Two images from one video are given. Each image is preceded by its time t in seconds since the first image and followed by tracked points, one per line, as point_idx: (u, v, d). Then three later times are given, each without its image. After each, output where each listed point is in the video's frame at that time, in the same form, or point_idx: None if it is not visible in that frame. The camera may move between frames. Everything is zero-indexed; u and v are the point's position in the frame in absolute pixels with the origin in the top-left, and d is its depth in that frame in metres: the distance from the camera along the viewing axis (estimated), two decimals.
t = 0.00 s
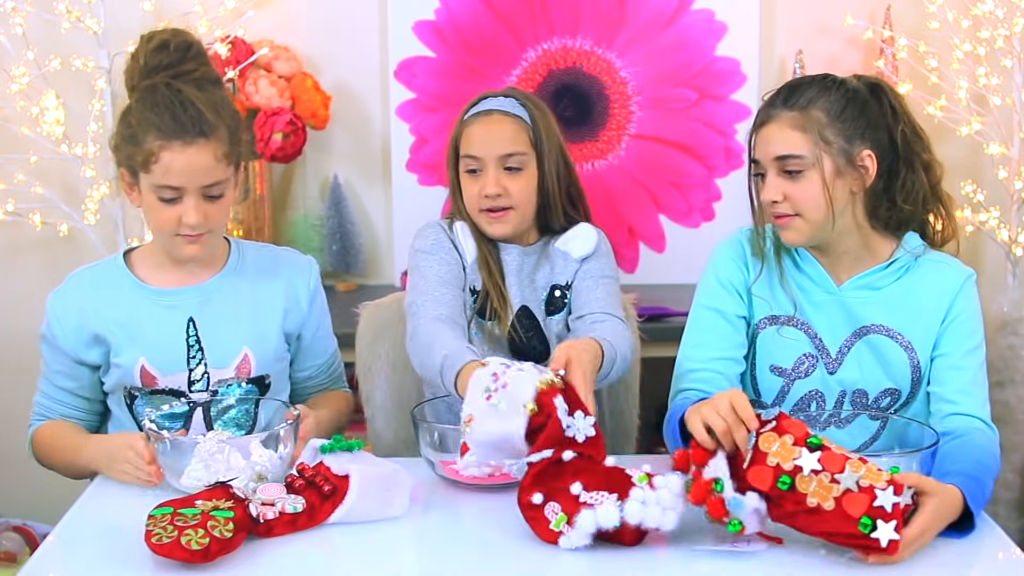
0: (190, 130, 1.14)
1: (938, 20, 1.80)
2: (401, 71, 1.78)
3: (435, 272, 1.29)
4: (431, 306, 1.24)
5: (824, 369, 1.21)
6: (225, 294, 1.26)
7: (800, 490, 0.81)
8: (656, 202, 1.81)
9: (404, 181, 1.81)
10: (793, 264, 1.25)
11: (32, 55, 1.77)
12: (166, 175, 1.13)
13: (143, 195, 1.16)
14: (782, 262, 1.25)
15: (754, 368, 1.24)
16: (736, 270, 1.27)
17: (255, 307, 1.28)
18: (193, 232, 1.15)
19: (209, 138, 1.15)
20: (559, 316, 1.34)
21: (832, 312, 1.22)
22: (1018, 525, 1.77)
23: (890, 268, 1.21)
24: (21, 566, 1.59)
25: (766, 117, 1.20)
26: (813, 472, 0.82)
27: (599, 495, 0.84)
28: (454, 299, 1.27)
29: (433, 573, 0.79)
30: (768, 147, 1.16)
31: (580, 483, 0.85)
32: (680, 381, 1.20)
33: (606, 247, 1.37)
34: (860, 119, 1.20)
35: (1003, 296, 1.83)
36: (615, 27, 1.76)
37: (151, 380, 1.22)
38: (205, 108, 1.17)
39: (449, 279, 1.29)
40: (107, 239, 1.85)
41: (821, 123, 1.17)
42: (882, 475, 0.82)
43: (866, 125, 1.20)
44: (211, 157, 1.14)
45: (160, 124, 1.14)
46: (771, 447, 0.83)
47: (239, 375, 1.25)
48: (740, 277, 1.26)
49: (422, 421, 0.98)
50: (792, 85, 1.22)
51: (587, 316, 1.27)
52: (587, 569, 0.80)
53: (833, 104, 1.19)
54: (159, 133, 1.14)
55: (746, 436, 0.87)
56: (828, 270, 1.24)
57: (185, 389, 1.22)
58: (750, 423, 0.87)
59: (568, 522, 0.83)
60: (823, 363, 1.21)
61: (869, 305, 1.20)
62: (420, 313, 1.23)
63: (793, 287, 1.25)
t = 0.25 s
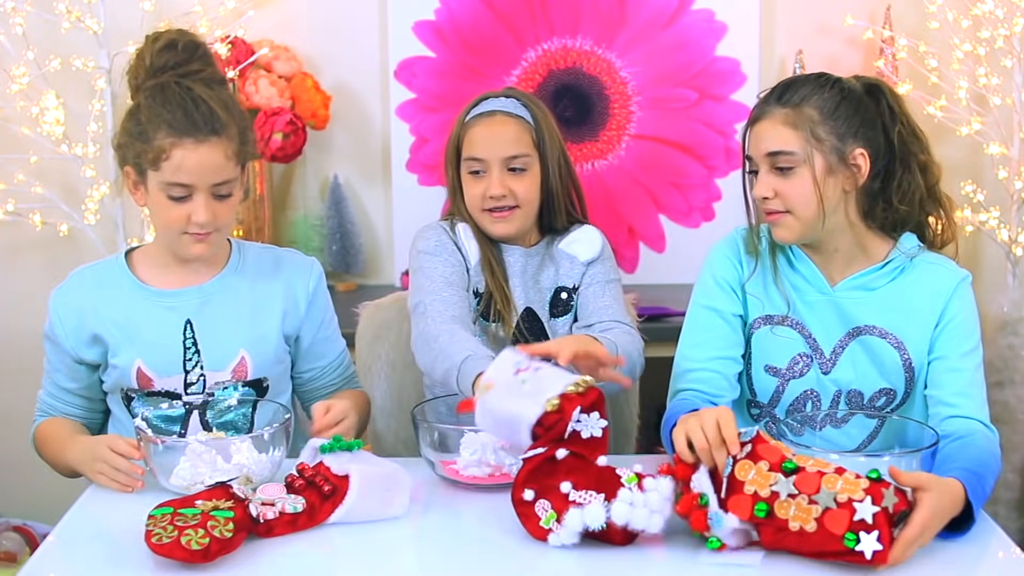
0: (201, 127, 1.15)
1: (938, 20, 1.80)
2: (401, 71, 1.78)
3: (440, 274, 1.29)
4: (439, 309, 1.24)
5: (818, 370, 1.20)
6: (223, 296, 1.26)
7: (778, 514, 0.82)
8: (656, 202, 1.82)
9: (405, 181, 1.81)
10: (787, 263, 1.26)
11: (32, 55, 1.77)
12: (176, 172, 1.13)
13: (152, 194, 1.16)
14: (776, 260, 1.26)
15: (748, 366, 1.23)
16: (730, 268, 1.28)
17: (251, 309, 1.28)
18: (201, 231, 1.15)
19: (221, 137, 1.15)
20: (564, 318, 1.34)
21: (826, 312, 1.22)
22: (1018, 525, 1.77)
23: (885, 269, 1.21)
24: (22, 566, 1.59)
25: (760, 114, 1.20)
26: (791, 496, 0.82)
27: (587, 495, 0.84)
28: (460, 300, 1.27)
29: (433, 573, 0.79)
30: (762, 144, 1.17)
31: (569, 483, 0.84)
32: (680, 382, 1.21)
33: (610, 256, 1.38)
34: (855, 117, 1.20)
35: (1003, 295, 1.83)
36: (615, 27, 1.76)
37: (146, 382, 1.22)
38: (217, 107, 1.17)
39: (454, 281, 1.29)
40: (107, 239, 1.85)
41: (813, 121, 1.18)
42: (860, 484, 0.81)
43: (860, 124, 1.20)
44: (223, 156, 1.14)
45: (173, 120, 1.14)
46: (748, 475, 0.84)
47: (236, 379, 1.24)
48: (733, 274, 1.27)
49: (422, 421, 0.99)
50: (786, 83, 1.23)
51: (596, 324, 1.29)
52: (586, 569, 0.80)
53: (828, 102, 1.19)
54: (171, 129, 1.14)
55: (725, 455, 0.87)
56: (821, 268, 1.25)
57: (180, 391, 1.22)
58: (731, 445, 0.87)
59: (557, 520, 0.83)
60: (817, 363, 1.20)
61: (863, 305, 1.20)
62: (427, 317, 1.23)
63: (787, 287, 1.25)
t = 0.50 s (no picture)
0: (201, 125, 1.15)
1: (938, 21, 1.80)
2: (401, 71, 1.78)
3: (440, 274, 1.29)
4: (438, 308, 1.24)
5: (812, 367, 1.21)
6: (224, 296, 1.26)
7: (767, 520, 0.82)
8: (656, 202, 1.82)
9: (405, 181, 1.81)
10: (785, 261, 1.26)
11: (32, 55, 1.77)
12: (176, 169, 1.13)
13: (151, 190, 1.16)
14: (773, 258, 1.27)
15: (743, 363, 1.24)
16: (727, 265, 1.29)
17: (254, 310, 1.28)
18: (199, 228, 1.15)
19: (220, 135, 1.15)
20: (565, 320, 1.34)
21: (822, 310, 1.22)
22: (1018, 525, 1.77)
23: (881, 267, 1.21)
24: (22, 566, 1.58)
25: (758, 115, 1.20)
26: (778, 502, 0.82)
27: (592, 488, 0.83)
28: (459, 301, 1.27)
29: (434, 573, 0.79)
30: (760, 145, 1.17)
31: (574, 475, 0.85)
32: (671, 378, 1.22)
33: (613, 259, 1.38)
34: (852, 117, 1.20)
35: (1003, 295, 1.83)
36: (615, 27, 1.76)
37: (146, 383, 1.22)
38: (217, 105, 1.17)
39: (454, 281, 1.29)
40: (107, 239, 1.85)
41: (811, 121, 1.18)
42: (849, 495, 0.79)
43: (858, 125, 1.21)
44: (222, 154, 1.14)
45: (173, 118, 1.15)
46: (739, 479, 0.84)
47: (234, 379, 1.24)
48: (730, 272, 1.28)
49: (421, 421, 0.99)
50: (784, 83, 1.23)
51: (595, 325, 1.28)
52: (587, 569, 0.80)
53: (824, 102, 1.19)
54: (172, 126, 1.14)
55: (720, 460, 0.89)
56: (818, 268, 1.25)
57: (180, 392, 1.22)
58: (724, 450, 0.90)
59: (558, 511, 0.83)
60: (811, 360, 1.21)
61: (860, 303, 1.20)
62: (426, 316, 1.23)
63: (783, 283, 1.25)
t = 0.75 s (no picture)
0: (191, 123, 1.14)
1: (938, 21, 1.80)
2: (401, 71, 1.79)
3: (434, 273, 1.28)
4: (429, 308, 1.23)
5: (809, 361, 1.23)
6: (223, 292, 1.26)
7: (766, 528, 0.82)
8: (656, 202, 1.82)
9: (405, 181, 1.81)
10: (781, 256, 1.29)
11: (32, 55, 1.77)
12: (167, 167, 1.13)
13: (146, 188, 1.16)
14: (769, 256, 1.29)
15: (740, 363, 1.27)
16: (718, 268, 1.31)
17: (255, 308, 1.27)
18: (192, 225, 1.15)
19: (211, 133, 1.15)
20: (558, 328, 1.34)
21: (819, 303, 1.25)
22: (1018, 525, 1.77)
23: (877, 259, 1.23)
24: (21, 566, 1.58)
25: (758, 114, 1.21)
26: (773, 509, 0.81)
27: (591, 487, 0.83)
28: (451, 301, 1.27)
29: (434, 573, 0.79)
30: (762, 144, 1.17)
31: (577, 473, 0.84)
32: (671, 378, 1.26)
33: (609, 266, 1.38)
34: (849, 114, 1.21)
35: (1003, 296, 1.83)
36: (614, 27, 1.76)
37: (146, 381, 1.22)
38: (209, 102, 1.16)
39: (447, 281, 1.29)
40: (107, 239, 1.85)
41: (812, 118, 1.18)
42: (842, 502, 0.79)
43: (858, 121, 1.21)
44: (212, 151, 1.14)
45: (164, 116, 1.14)
46: (735, 485, 0.84)
47: (233, 377, 1.25)
48: (721, 275, 1.31)
49: (422, 421, 0.98)
50: (783, 80, 1.23)
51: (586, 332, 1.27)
52: (586, 568, 0.80)
53: (824, 100, 1.20)
54: (161, 125, 1.14)
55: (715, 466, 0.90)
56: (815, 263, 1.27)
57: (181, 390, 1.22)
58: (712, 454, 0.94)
59: (561, 508, 0.83)
60: (808, 354, 1.23)
61: (857, 296, 1.23)
62: (417, 315, 1.23)
63: (778, 277, 1.28)
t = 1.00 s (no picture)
0: (186, 117, 1.15)
1: (938, 20, 1.80)
2: (401, 71, 1.79)
3: (434, 269, 1.28)
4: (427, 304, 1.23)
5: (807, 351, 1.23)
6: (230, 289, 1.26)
7: (772, 515, 0.81)
8: (657, 202, 1.82)
9: (405, 181, 1.82)
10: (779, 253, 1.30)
11: (32, 55, 1.77)
12: (165, 162, 1.13)
13: (147, 186, 1.16)
14: (767, 252, 1.30)
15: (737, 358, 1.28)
16: (718, 262, 1.32)
17: (259, 305, 1.28)
18: (194, 219, 1.15)
19: (207, 125, 1.15)
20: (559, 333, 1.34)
21: (816, 295, 1.26)
22: (1018, 525, 1.77)
23: (871, 249, 1.25)
24: (21, 566, 1.58)
25: (764, 114, 1.22)
26: (783, 497, 0.82)
27: (593, 518, 0.82)
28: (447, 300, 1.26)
29: (434, 573, 0.79)
30: (772, 142, 1.19)
31: (571, 500, 0.83)
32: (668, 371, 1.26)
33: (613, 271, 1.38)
34: (850, 110, 1.24)
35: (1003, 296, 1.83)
36: (615, 27, 1.76)
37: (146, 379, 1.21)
38: (202, 96, 1.17)
39: (445, 278, 1.28)
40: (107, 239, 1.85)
41: (819, 116, 1.21)
42: (854, 493, 0.80)
43: (858, 116, 1.24)
44: (209, 144, 1.14)
45: (159, 112, 1.15)
46: (744, 477, 0.84)
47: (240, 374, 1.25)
48: (721, 269, 1.32)
49: (422, 422, 0.99)
50: (785, 77, 1.25)
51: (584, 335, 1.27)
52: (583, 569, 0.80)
53: (826, 99, 1.22)
54: (157, 121, 1.14)
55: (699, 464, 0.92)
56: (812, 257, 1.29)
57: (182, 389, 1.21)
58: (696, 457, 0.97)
59: (566, 529, 0.82)
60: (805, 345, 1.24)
61: (853, 285, 1.25)
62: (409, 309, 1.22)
63: (776, 272, 1.29)
